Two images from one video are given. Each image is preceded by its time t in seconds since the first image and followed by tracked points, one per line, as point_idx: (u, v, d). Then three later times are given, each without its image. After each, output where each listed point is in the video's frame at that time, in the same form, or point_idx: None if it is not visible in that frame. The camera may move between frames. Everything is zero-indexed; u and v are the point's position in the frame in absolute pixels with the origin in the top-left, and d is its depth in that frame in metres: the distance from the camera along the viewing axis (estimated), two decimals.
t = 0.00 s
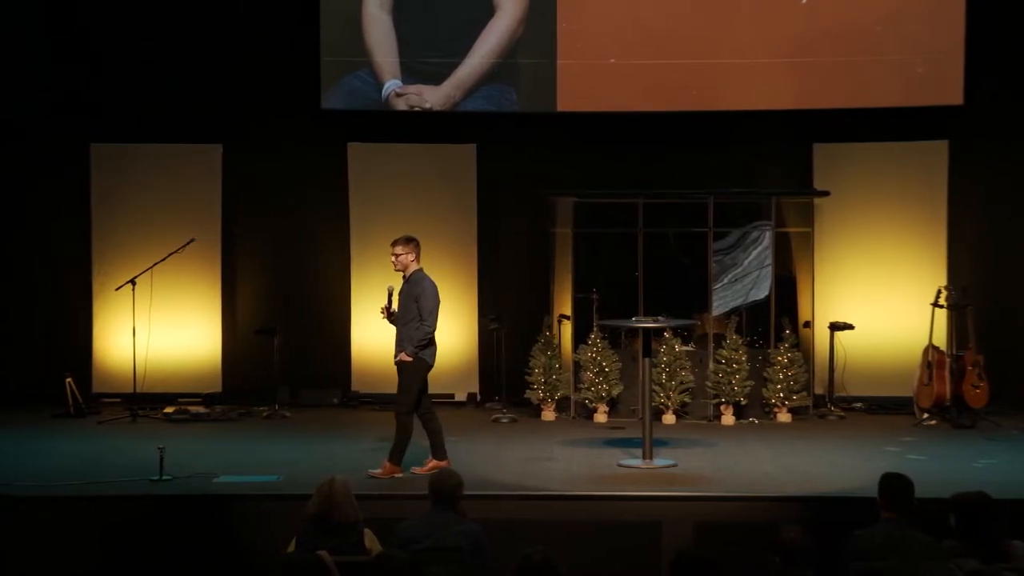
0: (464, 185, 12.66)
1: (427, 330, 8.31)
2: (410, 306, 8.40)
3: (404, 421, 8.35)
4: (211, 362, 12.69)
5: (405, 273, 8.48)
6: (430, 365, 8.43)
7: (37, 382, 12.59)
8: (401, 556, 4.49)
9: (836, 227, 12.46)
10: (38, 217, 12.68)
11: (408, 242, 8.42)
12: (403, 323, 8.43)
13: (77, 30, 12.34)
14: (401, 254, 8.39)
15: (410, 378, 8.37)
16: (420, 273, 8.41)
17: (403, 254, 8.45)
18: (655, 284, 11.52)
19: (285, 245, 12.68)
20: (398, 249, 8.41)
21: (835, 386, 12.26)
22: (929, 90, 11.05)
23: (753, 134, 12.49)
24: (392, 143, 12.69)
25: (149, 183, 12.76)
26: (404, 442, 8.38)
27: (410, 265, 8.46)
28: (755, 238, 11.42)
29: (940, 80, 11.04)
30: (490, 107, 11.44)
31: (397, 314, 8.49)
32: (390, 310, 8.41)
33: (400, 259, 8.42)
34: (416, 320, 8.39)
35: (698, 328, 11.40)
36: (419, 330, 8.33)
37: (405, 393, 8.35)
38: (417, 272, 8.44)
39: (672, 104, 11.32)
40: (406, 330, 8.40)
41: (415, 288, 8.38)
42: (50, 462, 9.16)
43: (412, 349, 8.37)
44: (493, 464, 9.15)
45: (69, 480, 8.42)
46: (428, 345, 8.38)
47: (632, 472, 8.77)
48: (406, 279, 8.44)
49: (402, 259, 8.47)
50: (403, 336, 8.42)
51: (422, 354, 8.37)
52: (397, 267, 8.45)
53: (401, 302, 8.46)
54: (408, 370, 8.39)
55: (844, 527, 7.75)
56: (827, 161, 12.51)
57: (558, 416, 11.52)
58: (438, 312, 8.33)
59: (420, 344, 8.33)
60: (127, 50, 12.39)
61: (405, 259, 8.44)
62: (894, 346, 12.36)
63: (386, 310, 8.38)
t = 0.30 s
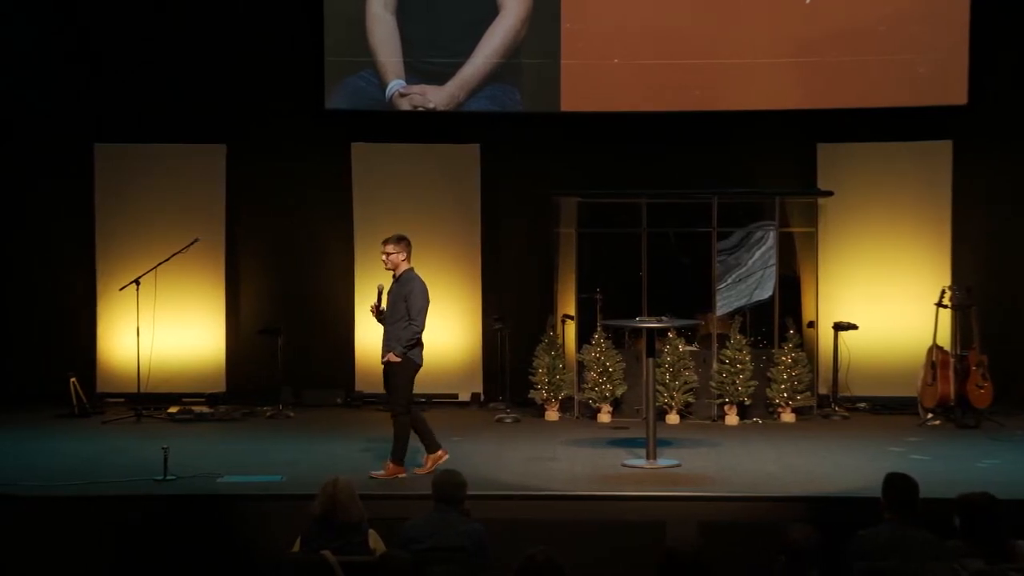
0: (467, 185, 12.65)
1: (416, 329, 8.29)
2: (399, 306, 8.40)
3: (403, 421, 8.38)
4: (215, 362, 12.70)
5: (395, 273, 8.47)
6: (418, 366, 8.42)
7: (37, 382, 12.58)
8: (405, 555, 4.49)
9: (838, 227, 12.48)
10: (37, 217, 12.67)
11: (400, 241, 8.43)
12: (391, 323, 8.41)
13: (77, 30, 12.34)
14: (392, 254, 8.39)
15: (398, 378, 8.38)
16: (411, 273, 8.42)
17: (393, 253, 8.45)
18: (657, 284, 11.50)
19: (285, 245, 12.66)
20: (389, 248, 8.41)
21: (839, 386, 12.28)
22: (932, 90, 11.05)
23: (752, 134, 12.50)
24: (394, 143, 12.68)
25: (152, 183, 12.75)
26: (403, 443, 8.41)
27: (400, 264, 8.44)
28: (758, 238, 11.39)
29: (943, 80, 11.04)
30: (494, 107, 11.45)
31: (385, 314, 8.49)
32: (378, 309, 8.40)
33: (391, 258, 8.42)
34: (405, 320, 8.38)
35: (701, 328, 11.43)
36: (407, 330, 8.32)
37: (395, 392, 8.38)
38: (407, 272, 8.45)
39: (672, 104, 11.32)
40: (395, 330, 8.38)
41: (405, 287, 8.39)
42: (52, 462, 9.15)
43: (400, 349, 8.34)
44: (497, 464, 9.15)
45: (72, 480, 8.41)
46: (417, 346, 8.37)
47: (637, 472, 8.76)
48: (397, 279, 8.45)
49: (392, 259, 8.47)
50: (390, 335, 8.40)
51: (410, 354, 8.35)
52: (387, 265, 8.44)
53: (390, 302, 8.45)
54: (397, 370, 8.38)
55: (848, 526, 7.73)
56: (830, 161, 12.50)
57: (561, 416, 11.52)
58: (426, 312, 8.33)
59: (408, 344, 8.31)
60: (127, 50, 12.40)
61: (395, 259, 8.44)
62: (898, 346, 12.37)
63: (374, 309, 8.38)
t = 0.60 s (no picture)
0: (473, 185, 12.69)
1: (418, 329, 8.35)
2: (397, 307, 8.43)
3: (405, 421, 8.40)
4: (219, 362, 12.71)
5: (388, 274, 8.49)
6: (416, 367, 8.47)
7: (36, 382, 12.59)
8: (409, 555, 4.48)
9: (845, 227, 12.48)
10: (41, 216, 12.69)
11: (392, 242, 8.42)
12: (388, 324, 8.44)
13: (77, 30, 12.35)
14: (386, 255, 8.40)
15: (399, 378, 8.38)
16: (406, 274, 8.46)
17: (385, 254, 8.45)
18: (663, 284, 11.54)
19: (288, 245, 12.65)
20: (381, 248, 8.40)
21: (844, 386, 12.27)
22: (936, 90, 11.03)
23: (751, 134, 12.48)
24: (400, 143, 12.71)
25: (157, 184, 12.80)
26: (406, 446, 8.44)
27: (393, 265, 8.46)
28: (763, 238, 11.40)
29: (948, 80, 11.02)
30: (499, 107, 11.45)
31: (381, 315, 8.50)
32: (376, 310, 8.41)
33: (384, 259, 8.42)
34: (404, 320, 8.42)
35: (706, 328, 11.42)
36: (408, 330, 8.37)
37: (396, 392, 8.39)
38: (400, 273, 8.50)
39: (673, 104, 11.31)
40: (393, 331, 8.42)
41: (402, 288, 8.43)
42: (54, 462, 9.16)
43: (402, 350, 8.38)
44: (501, 464, 9.15)
45: (75, 480, 8.42)
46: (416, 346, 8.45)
47: (641, 472, 8.76)
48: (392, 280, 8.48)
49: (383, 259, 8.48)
50: (389, 337, 8.43)
51: (412, 354, 8.40)
52: (380, 266, 8.45)
53: (384, 303, 8.48)
54: (398, 371, 8.39)
55: (854, 527, 7.73)
56: (836, 161, 12.51)
57: (566, 416, 11.52)
58: (426, 311, 8.38)
59: (411, 344, 8.37)
60: (127, 50, 12.41)
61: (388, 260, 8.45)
62: (903, 346, 12.35)
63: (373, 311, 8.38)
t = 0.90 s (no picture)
0: (479, 185, 12.69)
1: (423, 328, 8.41)
2: (399, 306, 8.44)
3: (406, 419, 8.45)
4: (225, 362, 12.73)
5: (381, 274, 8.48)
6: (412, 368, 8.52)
7: (39, 382, 12.60)
8: (414, 555, 4.47)
9: (851, 227, 12.46)
10: (44, 217, 12.68)
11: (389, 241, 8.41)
12: (386, 322, 8.42)
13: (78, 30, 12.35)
14: (388, 253, 8.40)
15: (401, 378, 8.40)
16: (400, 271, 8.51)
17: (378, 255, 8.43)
18: (667, 285, 11.49)
19: (291, 245, 12.64)
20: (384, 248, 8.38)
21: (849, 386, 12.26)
22: (941, 90, 11.01)
23: (752, 134, 12.47)
24: (406, 143, 12.72)
25: (161, 185, 12.82)
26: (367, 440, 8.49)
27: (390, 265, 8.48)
28: (768, 238, 11.38)
29: (953, 80, 11.00)
30: (504, 106, 11.44)
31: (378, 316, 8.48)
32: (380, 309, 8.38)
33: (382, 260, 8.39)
34: (404, 320, 8.45)
35: (711, 328, 11.39)
36: (412, 329, 8.40)
37: (397, 393, 8.43)
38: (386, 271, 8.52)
39: (675, 103, 11.32)
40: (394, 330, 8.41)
41: (403, 287, 8.46)
42: (56, 462, 9.16)
43: (407, 349, 8.41)
44: (505, 464, 9.15)
45: (79, 480, 8.42)
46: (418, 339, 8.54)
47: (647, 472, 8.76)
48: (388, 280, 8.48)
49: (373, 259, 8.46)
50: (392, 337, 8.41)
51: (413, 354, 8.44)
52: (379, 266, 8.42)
53: (384, 303, 8.45)
54: (402, 371, 8.38)
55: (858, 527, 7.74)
56: (842, 160, 12.50)
57: (572, 416, 11.52)
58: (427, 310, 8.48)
59: (416, 343, 8.41)
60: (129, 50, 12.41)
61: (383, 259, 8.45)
62: (908, 347, 12.35)
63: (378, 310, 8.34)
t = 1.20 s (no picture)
0: (484, 185, 12.67)
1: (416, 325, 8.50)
2: (394, 305, 8.47)
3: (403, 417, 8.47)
4: (230, 361, 12.73)
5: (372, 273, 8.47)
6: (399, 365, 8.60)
7: (45, 381, 12.62)
8: (420, 555, 4.47)
9: (857, 227, 12.46)
10: (49, 217, 12.70)
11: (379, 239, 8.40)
12: (383, 320, 8.42)
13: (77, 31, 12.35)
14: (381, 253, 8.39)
15: (398, 376, 8.46)
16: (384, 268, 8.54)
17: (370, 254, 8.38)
18: (672, 284, 11.49)
19: (296, 245, 12.65)
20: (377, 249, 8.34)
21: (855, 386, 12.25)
22: (947, 90, 11.01)
23: (752, 133, 12.47)
24: (411, 143, 12.71)
25: (166, 185, 12.82)
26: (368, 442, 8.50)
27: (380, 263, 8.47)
28: (774, 238, 11.39)
29: (959, 80, 10.99)
30: (510, 106, 11.44)
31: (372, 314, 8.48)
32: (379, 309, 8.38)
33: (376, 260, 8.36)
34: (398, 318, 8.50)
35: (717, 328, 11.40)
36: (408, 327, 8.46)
37: (394, 391, 8.45)
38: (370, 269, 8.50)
39: (677, 103, 11.31)
40: (390, 328, 8.43)
41: (396, 286, 8.49)
42: (59, 463, 9.16)
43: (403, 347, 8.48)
44: (510, 464, 9.15)
45: (85, 480, 8.42)
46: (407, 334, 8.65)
47: (652, 472, 8.76)
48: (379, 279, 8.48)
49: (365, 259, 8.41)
50: (389, 335, 8.44)
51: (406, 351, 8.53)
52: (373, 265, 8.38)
53: (379, 302, 8.45)
54: (397, 369, 8.46)
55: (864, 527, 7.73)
56: (847, 160, 12.48)
57: (577, 416, 11.53)
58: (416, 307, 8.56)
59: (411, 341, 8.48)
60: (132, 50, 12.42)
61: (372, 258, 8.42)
62: (914, 347, 12.34)
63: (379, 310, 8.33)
